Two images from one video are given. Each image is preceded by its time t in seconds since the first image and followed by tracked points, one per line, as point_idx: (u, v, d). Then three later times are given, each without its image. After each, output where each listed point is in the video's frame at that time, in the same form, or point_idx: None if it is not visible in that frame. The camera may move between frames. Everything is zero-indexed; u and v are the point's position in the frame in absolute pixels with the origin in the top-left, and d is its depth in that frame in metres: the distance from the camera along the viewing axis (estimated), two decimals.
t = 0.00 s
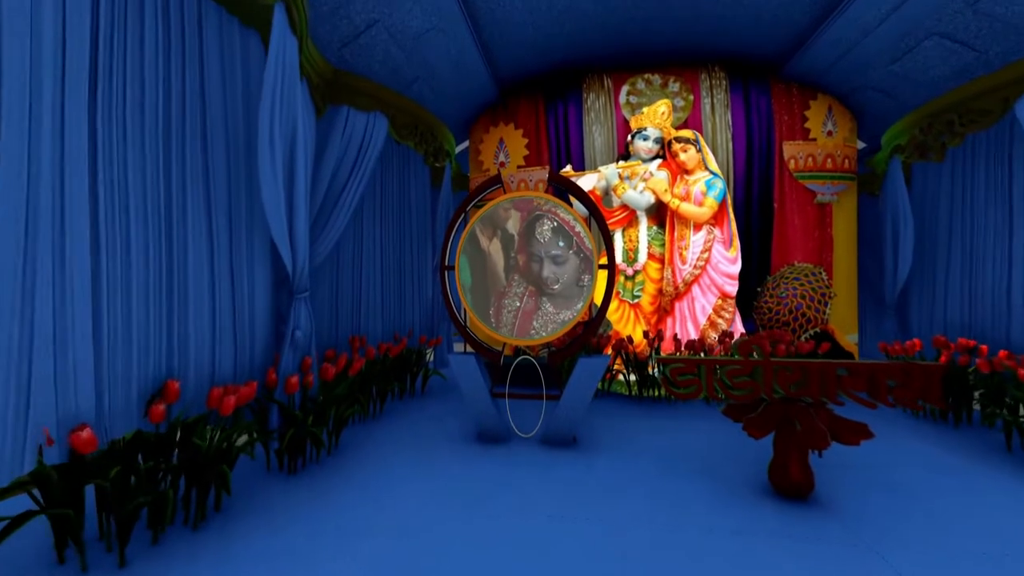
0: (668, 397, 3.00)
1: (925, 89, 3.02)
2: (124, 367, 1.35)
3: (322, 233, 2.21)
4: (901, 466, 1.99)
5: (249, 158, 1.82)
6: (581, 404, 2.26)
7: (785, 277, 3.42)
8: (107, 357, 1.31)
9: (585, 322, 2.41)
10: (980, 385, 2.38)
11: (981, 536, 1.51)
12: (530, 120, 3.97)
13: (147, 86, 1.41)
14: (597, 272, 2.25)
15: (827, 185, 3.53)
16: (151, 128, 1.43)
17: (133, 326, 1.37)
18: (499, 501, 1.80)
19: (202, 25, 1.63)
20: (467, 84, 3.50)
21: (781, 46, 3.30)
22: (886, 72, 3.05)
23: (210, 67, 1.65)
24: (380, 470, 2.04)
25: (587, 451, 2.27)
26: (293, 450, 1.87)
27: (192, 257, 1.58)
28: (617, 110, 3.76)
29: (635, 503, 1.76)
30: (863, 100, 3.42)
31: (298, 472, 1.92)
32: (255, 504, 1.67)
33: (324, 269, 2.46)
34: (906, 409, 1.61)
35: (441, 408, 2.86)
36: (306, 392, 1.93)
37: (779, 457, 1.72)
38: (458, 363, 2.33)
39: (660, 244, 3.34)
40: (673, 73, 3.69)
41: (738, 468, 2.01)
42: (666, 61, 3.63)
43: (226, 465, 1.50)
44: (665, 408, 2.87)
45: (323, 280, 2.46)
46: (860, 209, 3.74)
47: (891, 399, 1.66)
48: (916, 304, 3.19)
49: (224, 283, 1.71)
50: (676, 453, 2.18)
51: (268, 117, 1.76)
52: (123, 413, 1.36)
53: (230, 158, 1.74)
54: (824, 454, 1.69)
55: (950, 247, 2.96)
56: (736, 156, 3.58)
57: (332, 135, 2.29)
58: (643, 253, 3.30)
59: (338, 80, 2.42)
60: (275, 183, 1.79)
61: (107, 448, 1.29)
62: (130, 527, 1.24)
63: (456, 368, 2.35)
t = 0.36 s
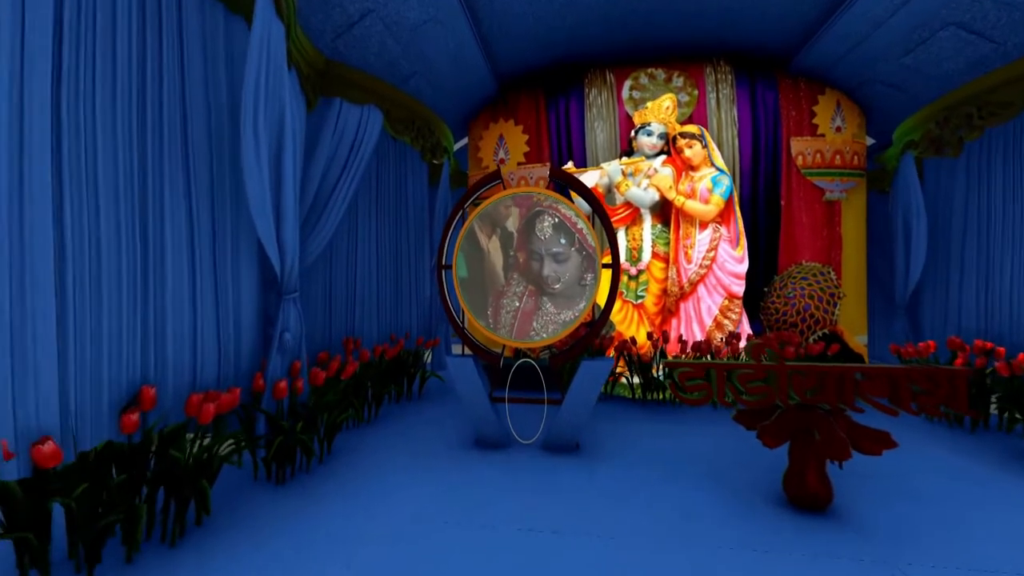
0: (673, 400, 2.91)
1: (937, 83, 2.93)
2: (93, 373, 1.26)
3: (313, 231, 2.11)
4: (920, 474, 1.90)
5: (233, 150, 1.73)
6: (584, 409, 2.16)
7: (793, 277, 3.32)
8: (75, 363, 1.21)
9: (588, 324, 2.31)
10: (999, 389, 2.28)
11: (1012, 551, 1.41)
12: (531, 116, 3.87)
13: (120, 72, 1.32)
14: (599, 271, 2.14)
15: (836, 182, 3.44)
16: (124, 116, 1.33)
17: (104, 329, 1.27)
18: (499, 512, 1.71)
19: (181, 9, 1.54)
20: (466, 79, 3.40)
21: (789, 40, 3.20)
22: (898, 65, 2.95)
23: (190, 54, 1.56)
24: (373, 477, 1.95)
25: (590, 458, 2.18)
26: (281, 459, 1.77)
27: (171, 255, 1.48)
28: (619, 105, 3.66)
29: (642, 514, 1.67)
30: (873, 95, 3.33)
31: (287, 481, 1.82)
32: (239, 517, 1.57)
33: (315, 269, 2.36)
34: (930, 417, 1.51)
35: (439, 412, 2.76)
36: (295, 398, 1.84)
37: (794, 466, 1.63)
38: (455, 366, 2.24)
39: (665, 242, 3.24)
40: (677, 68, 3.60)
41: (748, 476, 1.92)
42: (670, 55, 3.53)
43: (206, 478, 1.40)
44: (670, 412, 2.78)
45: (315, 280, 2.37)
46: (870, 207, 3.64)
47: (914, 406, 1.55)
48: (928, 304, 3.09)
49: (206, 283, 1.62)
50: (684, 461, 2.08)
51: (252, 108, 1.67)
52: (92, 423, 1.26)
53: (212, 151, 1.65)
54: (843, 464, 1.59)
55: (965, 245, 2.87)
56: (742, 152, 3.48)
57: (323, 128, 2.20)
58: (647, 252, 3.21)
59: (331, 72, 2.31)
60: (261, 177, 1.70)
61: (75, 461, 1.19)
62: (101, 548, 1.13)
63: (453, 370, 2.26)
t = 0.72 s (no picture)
0: (678, 404, 2.80)
1: (955, 74, 2.82)
2: (51, 380, 1.14)
3: (302, 227, 2.00)
4: (945, 484, 1.79)
5: (213, 140, 1.62)
6: (587, 415, 2.06)
7: (802, 277, 3.21)
8: (28, 369, 1.10)
9: (591, 326, 2.20)
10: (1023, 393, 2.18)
11: None
12: (531, 110, 3.76)
13: (83, 52, 1.21)
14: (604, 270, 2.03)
15: (847, 179, 3.33)
16: (87, 99, 1.22)
17: (63, 331, 1.16)
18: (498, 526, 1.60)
19: None
20: (464, 72, 3.29)
21: (798, 32, 3.08)
22: (912, 57, 2.84)
23: (164, 35, 1.45)
24: (364, 488, 1.84)
25: (595, 466, 2.07)
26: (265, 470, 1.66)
27: (140, 251, 1.37)
28: (622, 99, 3.55)
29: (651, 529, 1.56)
30: (885, 89, 3.22)
31: (272, 494, 1.71)
32: (218, 533, 1.46)
33: (303, 267, 2.24)
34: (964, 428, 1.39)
35: (435, 417, 2.65)
36: (280, 405, 1.72)
37: (814, 480, 1.52)
38: (452, 369, 2.13)
39: (670, 241, 3.13)
40: (682, 61, 3.49)
41: (762, 487, 1.82)
42: (675, 48, 3.42)
43: (178, 494, 1.29)
44: (676, 417, 2.68)
45: (304, 279, 2.25)
46: (881, 204, 3.53)
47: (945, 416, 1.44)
48: (943, 305, 2.98)
49: (182, 281, 1.51)
50: (693, 471, 1.98)
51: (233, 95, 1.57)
52: (50, 436, 1.15)
53: (189, 141, 1.54)
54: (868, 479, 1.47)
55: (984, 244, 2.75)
56: (749, 147, 3.37)
57: (312, 119, 2.08)
58: (652, 251, 3.10)
59: (318, 61, 2.20)
60: (242, 168, 1.59)
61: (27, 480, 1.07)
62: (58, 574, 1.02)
63: (449, 375, 2.15)
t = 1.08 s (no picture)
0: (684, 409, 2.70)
1: (970, 66, 2.71)
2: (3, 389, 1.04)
3: (288, 226, 1.90)
4: (971, 494, 1.69)
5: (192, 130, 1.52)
6: (590, 421, 1.96)
7: (811, 277, 3.12)
8: None
9: (595, 328, 2.10)
10: None
11: None
12: (532, 106, 3.65)
13: (43, 31, 1.11)
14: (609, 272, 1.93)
15: (857, 175, 3.23)
16: (46, 82, 1.11)
17: (18, 336, 1.06)
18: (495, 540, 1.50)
19: None
20: (462, 66, 3.19)
21: (807, 25, 2.98)
22: (926, 49, 2.74)
23: (136, 16, 1.35)
24: (355, 499, 1.74)
25: (598, 475, 1.97)
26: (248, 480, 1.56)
27: (109, 249, 1.27)
28: (626, 94, 3.45)
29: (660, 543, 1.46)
30: (897, 82, 3.11)
31: (256, 507, 1.61)
32: (194, 550, 1.35)
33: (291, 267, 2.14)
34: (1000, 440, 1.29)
35: (433, 422, 2.55)
36: (265, 413, 1.62)
37: (835, 495, 1.41)
38: (449, 374, 2.03)
39: (675, 239, 3.03)
40: (686, 55, 3.38)
41: (775, 498, 1.72)
42: (680, 41, 3.31)
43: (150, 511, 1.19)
44: (681, 423, 2.57)
45: (293, 280, 2.15)
46: (892, 202, 3.43)
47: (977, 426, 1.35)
48: (958, 306, 2.88)
49: (157, 281, 1.41)
50: (703, 481, 1.88)
51: (214, 82, 1.47)
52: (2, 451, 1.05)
53: (166, 129, 1.44)
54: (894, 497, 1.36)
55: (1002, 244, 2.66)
56: (756, 143, 3.27)
57: (301, 111, 1.98)
58: (656, 250, 3.00)
59: (308, 49, 2.08)
60: (224, 160, 1.50)
61: None
62: None
63: (445, 379, 2.05)
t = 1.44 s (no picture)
0: (690, 414, 2.60)
1: (987, 57, 2.61)
2: None
3: (275, 224, 1.81)
4: (1001, 508, 1.59)
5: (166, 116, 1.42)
6: (594, 429, 1.86)
7: (821, 276, 3.02)
8: None
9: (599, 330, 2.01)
10: None
11: None
12: (532, 100, 3.55)
13: None
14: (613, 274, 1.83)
15: (867, 172, 3.13)
16: None
17: None
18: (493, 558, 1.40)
19: None
20: (460, 59, 3.08)
21: (816, 16, 2.88)
22: (941, 40, 2.64)
23: None
24: (345, 512, 1.64)
25: (602, 485, 1.87)
26: (229, 494, 1.46)
27: (72, 244, 1.16)
28: (629, 88, 3.35)
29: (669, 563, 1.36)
30: (910, 75, 3.01)
31: (238, 521, 1.51)
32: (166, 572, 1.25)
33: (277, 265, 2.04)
34: None
35: (429, 428, 2.45)
36: (247, 422, 1.52)
37: (858, 510, 1.31)
38: (445, 378, 1.94)
39: (681, 237, 2.93)
40: (691, 47, 3.28)
41: (790, 511, 1.62)
42: (684, 33, 3.20)
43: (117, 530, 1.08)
44: (688, 428, 2.48)
45: (282, 280, 2.06)
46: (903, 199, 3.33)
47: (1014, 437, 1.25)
48: (974, 307, 2.78)
49: (128, 280, 1.31)
50: (713, 492, 1.77)
51: (190, 69, 1.38)
52: None
53: (138, 117, 1.34)
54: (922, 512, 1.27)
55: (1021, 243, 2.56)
56: (764, 139, 3.17)
57: (289, 102, 1.88)
58: (661, 248, 2.89)
59: (296, 35, 1.97)
60: (202, 151, 1.40)
61: None
62: None
63: (441, 383, 1.95)
